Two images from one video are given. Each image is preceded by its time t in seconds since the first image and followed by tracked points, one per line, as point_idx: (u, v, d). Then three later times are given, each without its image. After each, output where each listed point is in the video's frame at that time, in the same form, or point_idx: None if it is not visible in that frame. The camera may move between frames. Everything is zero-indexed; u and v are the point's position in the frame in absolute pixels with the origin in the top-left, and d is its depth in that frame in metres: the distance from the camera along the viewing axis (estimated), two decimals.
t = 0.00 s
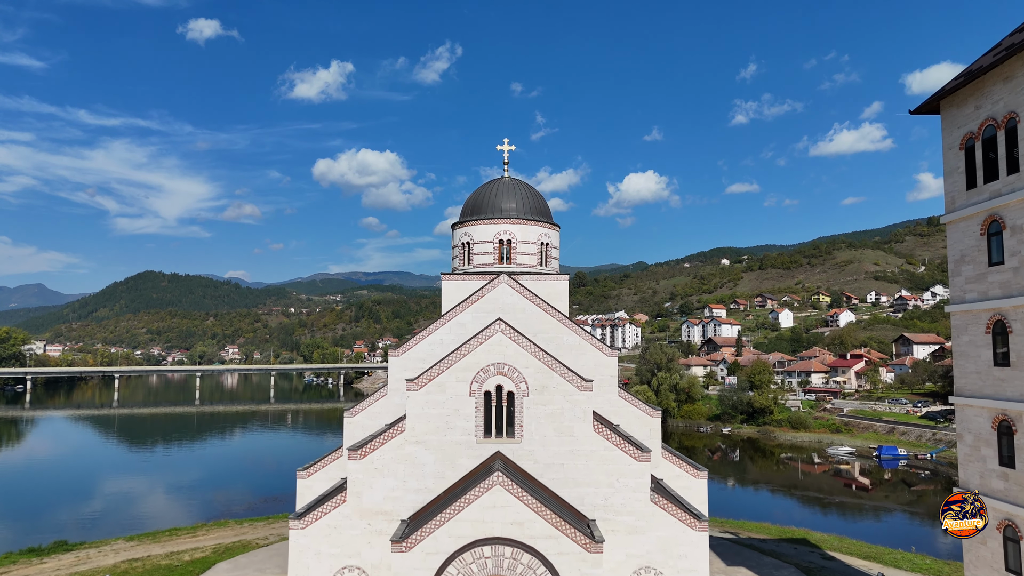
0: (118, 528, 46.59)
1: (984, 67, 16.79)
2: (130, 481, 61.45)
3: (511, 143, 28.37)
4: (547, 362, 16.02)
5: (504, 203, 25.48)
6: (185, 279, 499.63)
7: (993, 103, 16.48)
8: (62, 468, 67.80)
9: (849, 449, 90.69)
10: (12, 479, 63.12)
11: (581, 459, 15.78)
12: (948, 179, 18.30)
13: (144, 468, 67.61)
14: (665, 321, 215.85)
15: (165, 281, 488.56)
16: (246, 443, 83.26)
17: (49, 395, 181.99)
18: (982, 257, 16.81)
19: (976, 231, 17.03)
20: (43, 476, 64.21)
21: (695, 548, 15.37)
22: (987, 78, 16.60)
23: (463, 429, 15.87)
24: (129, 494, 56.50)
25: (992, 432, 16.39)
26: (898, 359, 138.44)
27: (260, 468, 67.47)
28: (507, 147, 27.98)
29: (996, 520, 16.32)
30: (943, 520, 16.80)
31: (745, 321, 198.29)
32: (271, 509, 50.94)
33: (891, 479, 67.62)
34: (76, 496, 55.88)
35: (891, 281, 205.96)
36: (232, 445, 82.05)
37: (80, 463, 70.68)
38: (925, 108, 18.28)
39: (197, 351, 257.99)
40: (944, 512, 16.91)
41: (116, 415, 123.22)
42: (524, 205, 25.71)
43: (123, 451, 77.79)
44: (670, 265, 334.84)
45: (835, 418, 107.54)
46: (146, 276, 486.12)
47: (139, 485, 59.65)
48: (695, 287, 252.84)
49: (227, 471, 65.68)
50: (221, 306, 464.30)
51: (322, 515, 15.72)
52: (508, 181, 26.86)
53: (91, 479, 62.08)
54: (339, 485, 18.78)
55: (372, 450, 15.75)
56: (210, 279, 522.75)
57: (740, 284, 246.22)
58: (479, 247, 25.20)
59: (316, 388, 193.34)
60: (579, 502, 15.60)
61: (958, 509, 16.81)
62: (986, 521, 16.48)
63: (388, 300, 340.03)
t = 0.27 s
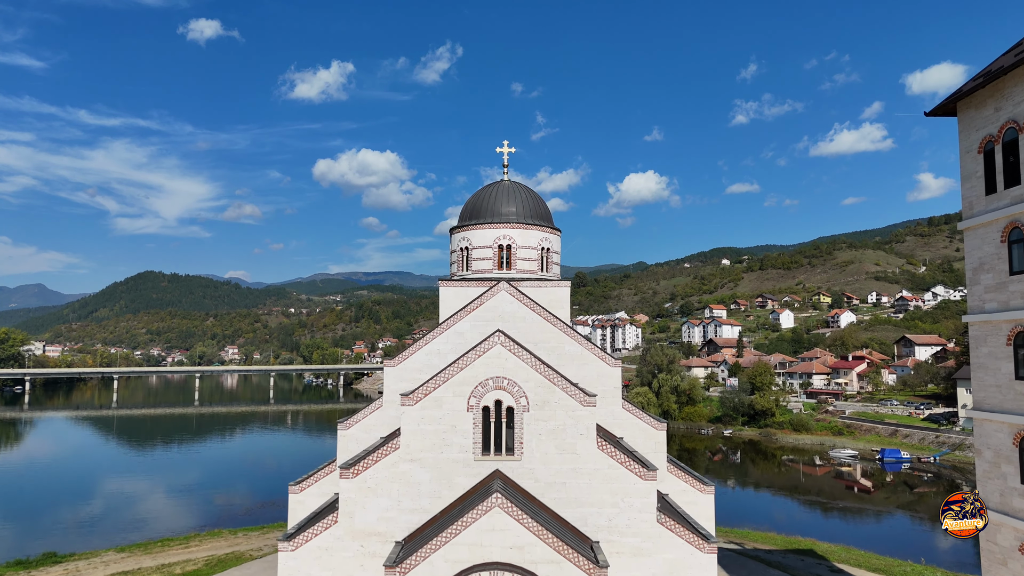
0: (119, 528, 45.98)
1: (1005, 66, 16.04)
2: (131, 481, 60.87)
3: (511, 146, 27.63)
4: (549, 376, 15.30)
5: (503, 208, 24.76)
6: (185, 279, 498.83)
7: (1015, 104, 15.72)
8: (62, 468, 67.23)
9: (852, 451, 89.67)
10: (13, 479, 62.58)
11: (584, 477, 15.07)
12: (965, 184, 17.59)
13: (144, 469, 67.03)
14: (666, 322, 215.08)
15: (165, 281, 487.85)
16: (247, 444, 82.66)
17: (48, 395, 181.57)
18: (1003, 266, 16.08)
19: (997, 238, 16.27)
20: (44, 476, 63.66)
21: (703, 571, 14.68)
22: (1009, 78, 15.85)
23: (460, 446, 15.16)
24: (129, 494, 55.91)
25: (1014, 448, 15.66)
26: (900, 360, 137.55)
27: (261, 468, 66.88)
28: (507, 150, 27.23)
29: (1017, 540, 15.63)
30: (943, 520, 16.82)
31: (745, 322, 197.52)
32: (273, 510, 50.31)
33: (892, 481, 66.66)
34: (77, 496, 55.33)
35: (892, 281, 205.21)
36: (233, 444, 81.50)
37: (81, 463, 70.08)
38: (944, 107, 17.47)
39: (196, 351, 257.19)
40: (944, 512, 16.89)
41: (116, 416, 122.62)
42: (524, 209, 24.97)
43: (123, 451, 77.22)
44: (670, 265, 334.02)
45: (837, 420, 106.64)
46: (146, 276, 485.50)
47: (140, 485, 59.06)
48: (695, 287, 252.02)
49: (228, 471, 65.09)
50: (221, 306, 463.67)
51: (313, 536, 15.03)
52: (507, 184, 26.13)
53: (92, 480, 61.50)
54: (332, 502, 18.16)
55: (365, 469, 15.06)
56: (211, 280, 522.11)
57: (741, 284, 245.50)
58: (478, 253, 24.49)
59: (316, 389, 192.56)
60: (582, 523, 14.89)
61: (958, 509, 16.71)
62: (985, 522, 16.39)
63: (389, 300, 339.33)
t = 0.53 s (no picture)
0: (117, 529, 45.32)
1: None
2: (131, 481, 60.23)
3: (510, 148, 26.89)
4: (550, 391, 14.61)
5: (502, 211, 24.06)
6: (185, 279, 498.09)
7: None
8: (61, 469, 66.66)
9: (855, 455, 88.72)
10: (13, 479, 62.03)
11: (586, 497, 14.35)
12: (983, 189, 16.88)
13: (144, 468, 66.41)
14: (666, 322, 214.34)
15: (165, 281, 487.60)
16: (247, 444, 82.00)
17: (47, 396, 180.67)
18: None
19: None
20: (44, 476, 63.07)
21: None
22: None
23: (458, 465, 14.44)
24: (129, 494, 55.25)
25: None
26: (902, 362, 136.71)
27: (262, 468, 66.29)
28: (506, 152, 26.51)
29: None
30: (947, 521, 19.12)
31: (746, 322, 196.82)
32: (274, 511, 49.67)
33: (892, 481, 65.23)
34: (76, 497, 54.74)
35: (893, 282, 204.47)
36: (232, 445, 80.87)
37: (80, 463, 69.53)
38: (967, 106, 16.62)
39: (196, 352, 256.48)
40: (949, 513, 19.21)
41: (115, 417, 121.96)
42: (524, 213, 24.27)
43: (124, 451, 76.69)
44: (670, 266, 332.75)
45: (839, 422, 105.77)
46: (146, 276, 485.06)
47: (140, 485, 58.42)
48: (696, 288, 251.27)
49: (228, 471, 64.47)
50: (221, 307, 462.74)
51: (303, 560, 14.34)
52: (507, 188, 25.40)
53: (92, 480, 60.89)
54: (325, 521, 17.46)
55: (357, 488, 14.35)
56: (211, 280, 521.26)
57: (741, 285, 244.90)
58: (477, 258, 23.77)
59: (315, 390, 191.77)
60: (584, 545, 14.19)
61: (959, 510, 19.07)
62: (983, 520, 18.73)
63: (389, 300, 338.59)
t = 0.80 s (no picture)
0: (117, 528, 44.68)
1: None
2: (131, 481, 59.58)
3: (510, 150, 26.13)
4: (552, 408, 13.86)
5: (502, 215, 23.32)
6: (185, 279, 497.28)
7: None
8: (61, 468, 66.07)
9: (858, 458, 87.84)
10: (12, 479, 61.40)
11: (590, 520, 13.61)
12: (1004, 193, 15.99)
13: (144, 468, 65.74)
14: (667, 323, 213.51)
15: (164, 281, 486.95)
16: (247, 444, 81.32)
17: (45, 397, 179.58)
18: None
19: None
20: (43, 476, 62.50)
21: None
22: None
23: (455, 487, 13.72)
24: (129, 494, 54.61)
25: None
26: (904, 364, 135.86)
27: (262, 467, 65.61)
28: (506, 154, 25.74)
29: None
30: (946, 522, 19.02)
31: (746, 323, 195.97)
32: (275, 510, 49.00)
33: (895, 483, 63.32)
34: (75, 497, 54.16)
35: (893, 282, 203.66)
36: (232, 445, 80.29)
37: (79, 463, 68.89)
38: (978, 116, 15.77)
39: (195, 352, 255.79)
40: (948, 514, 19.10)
41: (113, 418, 121.24)
42: (525, 217, 23.53)
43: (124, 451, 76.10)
44: (670, 266, 331.83)
45: (842, 425, 104.89)
46: (146, 277, 484.43)
47: (140, 485, 57.77)
48: (696, 288, 250.49)
49: (228, 471, 63.82)
50: (220, 307, 461.72)
51: None
52: (507, 191, 24.65)
53: (92, 480, 60.30)
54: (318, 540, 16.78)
55: (349, 511, 13.61)
56: (211, 280, 520.35)
57: (742, 285, 244.07)
58: (476, 264, 23.03)
59: (314, 390, 190.96)
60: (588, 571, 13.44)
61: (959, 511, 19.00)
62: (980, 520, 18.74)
63: (389, 300, 337.81)
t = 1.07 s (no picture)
0: (118, 529, 43.93)
1: None
2: (132, 481, 58.85)
3: (509, 152, 25.39)
4: (553, 427, 13.13)
5: (502, 220, 22.61)
6: (185, 279, 496.47)
7: None
8: (60, 468, 65.44)
9: (860, 460, 86.83)
10: (11, 479, 60.74)
11: (593, 545, 12.87)
12: None
13: (144, 469, 65.02)
14: (667, 323, 212.64)
15: (164, 282, 486.30)
16: (247, 444, 80.62)
17: (44, 398, 178.86)
18: None
19: None
20: (42, 476, 61.88)
21: None
22: None
23: (451, 511, 13.00)
24: (130, 494, 53.86)
25: None
26: (905, 365, 134.90)
27: (262, 468, 64.92)
28: (505, 156, 25.00)
29: None
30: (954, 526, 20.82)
31: (747, 323, 195.13)
32: (277, 510, 48.35)
33: (897, 485, 61.80)
34: (75, 497, 53.51)
35: (894, 283, 202.78)
36: (233, 445, 79.70)
37: (78, 463, 68.23)
38: (1002, 121, 13.79)
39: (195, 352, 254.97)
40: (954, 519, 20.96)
41: (111, 420, 120.40)
42: (525, 222, 22.80)
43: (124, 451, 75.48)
44: (671, 266, 330.85)
45: (844, 427, 103.96)
46: (145, 277, 483.74)
47: (140, 486, 57.03)
48: (697, 288, 249.64)
49: (228, 472, 63.15)
50: (220, 307, 461.05)
51: None
52: (507, 195, 23.92)
53: (91, 480, 59.66)
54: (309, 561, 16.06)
55: (340, 536, 12.90)
56: (211, 280, 519.49)
57: (742, 285, 243.26)
58: (475, 271, 22.29)
59: (314, 391, 190.23)
60: None
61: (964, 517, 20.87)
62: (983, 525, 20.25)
63: (389, 300, 336.80)
